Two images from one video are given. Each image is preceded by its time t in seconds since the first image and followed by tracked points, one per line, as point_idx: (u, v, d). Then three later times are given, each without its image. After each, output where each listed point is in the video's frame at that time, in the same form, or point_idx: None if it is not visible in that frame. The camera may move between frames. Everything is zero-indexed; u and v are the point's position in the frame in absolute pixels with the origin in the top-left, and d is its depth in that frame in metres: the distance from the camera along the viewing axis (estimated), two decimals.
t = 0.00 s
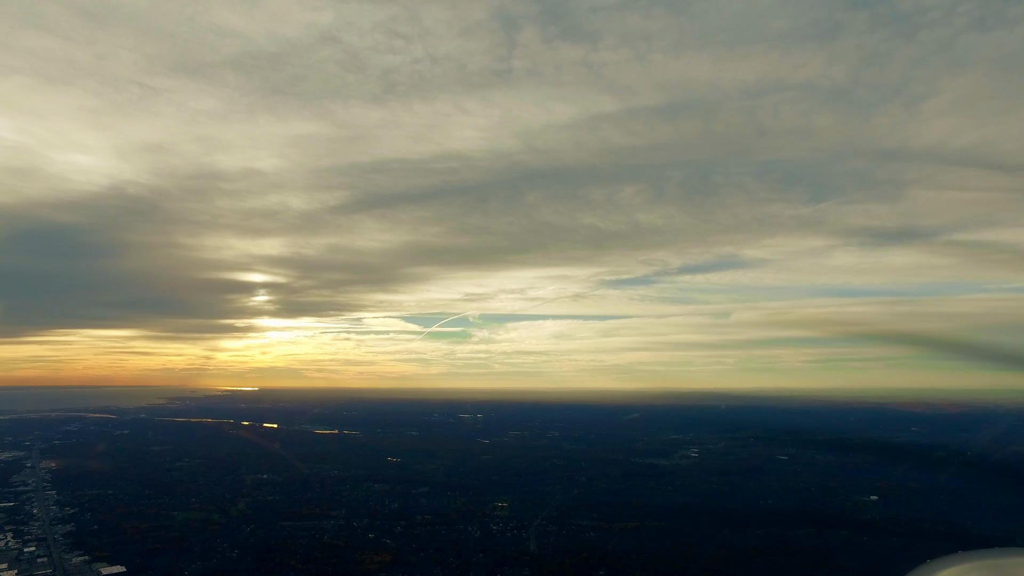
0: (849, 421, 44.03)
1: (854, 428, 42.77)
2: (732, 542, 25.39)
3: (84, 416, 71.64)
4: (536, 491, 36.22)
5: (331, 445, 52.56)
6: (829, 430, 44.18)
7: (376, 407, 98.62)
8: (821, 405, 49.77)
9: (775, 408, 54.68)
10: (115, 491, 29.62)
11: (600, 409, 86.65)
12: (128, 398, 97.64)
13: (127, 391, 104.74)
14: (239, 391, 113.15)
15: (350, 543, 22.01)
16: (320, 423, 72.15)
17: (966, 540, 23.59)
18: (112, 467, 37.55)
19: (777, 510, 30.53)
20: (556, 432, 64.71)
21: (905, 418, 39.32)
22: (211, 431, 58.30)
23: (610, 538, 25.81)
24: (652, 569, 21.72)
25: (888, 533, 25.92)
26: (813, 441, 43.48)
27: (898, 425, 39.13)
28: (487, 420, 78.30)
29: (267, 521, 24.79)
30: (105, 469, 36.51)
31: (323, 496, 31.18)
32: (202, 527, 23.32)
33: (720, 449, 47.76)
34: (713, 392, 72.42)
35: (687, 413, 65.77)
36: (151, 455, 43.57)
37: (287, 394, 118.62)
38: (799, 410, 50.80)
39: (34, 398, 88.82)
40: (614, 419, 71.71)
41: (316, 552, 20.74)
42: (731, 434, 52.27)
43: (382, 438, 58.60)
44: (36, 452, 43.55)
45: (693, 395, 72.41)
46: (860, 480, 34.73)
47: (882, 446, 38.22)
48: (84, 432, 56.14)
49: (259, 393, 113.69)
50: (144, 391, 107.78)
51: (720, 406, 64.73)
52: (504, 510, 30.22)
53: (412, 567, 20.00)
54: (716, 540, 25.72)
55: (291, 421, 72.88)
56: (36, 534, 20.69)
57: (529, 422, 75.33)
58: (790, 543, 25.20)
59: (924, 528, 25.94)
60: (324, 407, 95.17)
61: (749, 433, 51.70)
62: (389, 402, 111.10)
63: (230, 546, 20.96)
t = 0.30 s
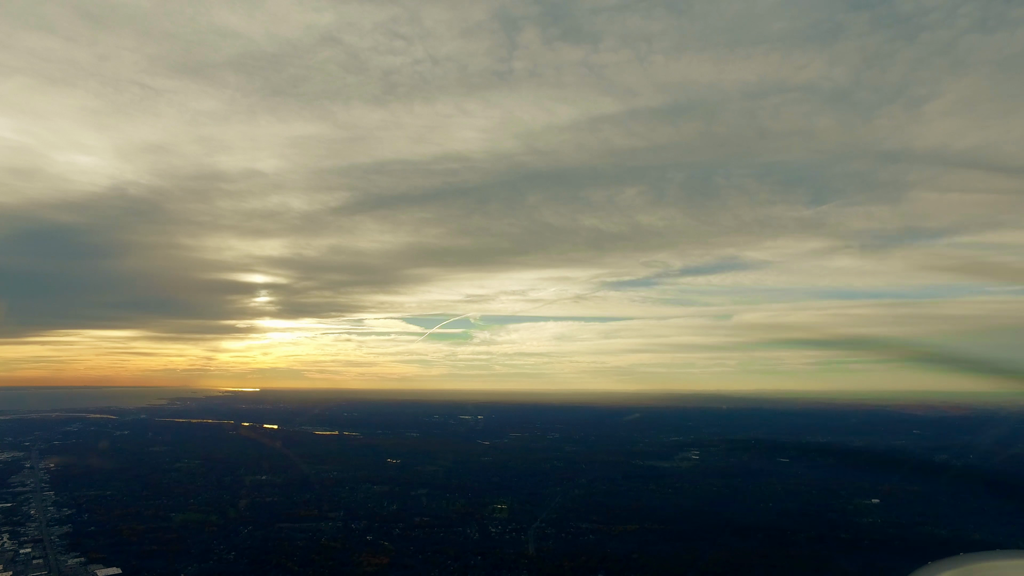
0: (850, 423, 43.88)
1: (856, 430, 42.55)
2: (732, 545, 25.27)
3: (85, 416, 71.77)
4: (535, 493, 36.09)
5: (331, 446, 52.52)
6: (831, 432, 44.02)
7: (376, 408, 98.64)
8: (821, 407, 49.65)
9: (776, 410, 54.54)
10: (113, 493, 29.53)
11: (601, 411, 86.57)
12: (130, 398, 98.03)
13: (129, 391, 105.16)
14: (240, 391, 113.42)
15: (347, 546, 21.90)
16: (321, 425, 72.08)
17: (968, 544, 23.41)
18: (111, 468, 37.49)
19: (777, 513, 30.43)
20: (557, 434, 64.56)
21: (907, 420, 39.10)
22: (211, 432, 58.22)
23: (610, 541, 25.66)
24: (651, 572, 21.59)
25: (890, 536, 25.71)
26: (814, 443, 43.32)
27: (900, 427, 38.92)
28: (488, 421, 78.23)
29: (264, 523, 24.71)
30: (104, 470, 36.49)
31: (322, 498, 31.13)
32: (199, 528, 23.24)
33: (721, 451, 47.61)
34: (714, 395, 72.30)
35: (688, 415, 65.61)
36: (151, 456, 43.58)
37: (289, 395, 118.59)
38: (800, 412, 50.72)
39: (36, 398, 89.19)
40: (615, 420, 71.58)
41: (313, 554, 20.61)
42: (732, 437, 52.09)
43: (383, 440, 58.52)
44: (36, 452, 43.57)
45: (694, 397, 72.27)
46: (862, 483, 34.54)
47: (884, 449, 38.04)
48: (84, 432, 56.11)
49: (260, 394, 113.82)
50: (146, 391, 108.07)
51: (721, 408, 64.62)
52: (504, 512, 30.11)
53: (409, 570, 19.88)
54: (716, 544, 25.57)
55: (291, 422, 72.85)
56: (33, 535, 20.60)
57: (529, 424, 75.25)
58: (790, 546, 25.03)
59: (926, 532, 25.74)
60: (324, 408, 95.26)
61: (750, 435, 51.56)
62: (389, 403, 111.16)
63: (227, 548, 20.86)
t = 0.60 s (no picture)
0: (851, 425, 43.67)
1: (857, 432, 42.35)
2: (732, 548, 25.10)
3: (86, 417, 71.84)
4: (535, 495, 35.96)
5: (330, 447, 52.41)
6: (833, 434, 43.79)
7: (377, 409, 98.66)
8: (822, 408, 49.43)
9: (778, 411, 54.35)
10: (112, 493, 29.48)
11: (601, 412, 86.43)
12: (132, 398, 98.24)
13: (131, 391, 105.39)
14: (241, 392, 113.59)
15: (345, 547, 21.79)
16: (321, 425, 71.96)
17: (971, 548, 23.23)
18: (109, 468, 37.42)
19: (779, 516, 30.22)
20: (558, 435, 64.41)
21: (908, 422, 38.93)
22: (211, 432, 58.14)
23: (609, 543, 25.53)
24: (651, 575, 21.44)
25: (891, 540, 25.55)
26: (816, 446, 43.12)
27: (902, 429, 38.73)
28: (488, 422, 78.10)
29: (262, 524, 24.62)
30: (102, 470, 36.41)
31: (320, 499, 31.03)
32: (196, 530, 23.15)
33: (722, 453, 47.44)
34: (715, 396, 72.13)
35: (689, 416, 65.43)
36: (150, 456, 43.53)
37: (290, 396, 118.45)
38: (801, 413, 50.52)
39: (38, 398, 89.41)
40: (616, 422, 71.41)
41: (311, 556, 20.51)
42: (733, 438, 51.90)
43: (382, 441, 58.39)
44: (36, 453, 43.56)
45: (696, 399, 72.09)
46: (863, 485, 34.35)
47: (886, 451, 37.85)
48: (84, 433, 56.07)
49: (261, 395, 113.87)
50: (147, 391, 108.26)
51: (721, 409, 64.44)
52: (503, 514, 30.01)
53: (407, 572, 19.78)
54: (717, 547, 25.41)
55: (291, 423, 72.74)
56: (30, 536, 20.55)
57: (530, 425, 75.10)
58: (791, 549, 24.87)
59: (927, 535, 25.57)
60: (326, 408, 95.25)
61: (751, 437, 51.38)
62: (390, 404, 111.16)
63: (224, 549, 20.78)
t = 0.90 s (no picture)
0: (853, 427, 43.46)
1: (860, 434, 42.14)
2: (733, 551, 24.91)
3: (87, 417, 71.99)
4: (535, 496, 35.85)
5: (331, 448, 52.37)
6: (835, 436, 43.61)
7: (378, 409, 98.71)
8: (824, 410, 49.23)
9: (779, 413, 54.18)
10: (110, 494, 29.45)
11: (602, 414, 86.29)
12: (134, 398, 98.53)
13: (132, 391, 105.69)
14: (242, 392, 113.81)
15: (343, 549, 21.69)
16: (321, 426, 71.96)
17: (973, 551, 23.04)
18: (109, 469, 37.41)
19: (780, 519, 30.05)
20: (559, 436, 64.30)
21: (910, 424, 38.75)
22: (211, 433, 58.09)
23: (609, 546, 25.40)
24: None
25: (893, 542, 25.41)
26: (816, 448, 42.95)
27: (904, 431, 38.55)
28: (489, 424, 78.01)
29: (260, 525, 24.52)
30: (102, 471, 36.39)
31: (319, 500, 30.94)
32: (194, 531, 23.06)
33: (723, 455, 47.29)
34: (716, 398, 71.99)
35: (691, 418, 65.26)
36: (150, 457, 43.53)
37: (290, 396, 118.45)
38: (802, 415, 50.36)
39: (41, 398, 89.72)
40: (617, 423, 71.27)
41: (308, 558, 20.40)
42: (734, 440, 51.72)
43: (383, 442, 58.30)
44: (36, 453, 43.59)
45: (697, 400, 71.94)
46: (865, 488, 34.19)
47: (888, 454, 37.67)
48: (85, 433, 56.12)
49: (263, 395, 114.03)
50: (149, 392, 108.49)
51: (723, 411, 64.26)
52: (502, 516, 29.91)
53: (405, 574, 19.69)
54: (717, 549, 25.26)
55: (292, 424, 72.69)
56: (27, 537, 20.50)
57: (531, 426, 75.02)
58: (791, 552, 24.72)
59: (929, 538, 25.41)
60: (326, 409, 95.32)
61: (752, 438, 51.25)
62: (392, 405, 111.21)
63: (221, 551, 20.69)
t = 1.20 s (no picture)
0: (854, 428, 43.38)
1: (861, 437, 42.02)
2: (733, 554, 24.75)
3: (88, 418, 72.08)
4: (535, 498, 35.75)
5: (331, 449, 52.33)
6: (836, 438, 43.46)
7: (379, 411, 98.75)
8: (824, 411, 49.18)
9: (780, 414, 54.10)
10: (109, 495, 29.41)
11: (604, 415, 86.24)
12: (134, 399, 98.60)
13: (133, 391, 105.88)
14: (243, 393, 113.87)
15: (341, 551, 21.62)
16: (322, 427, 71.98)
17: (975, 555, 22.86)
18: (109, 470, 37.40)
19: (780, 521, 29.90)
20: (559, 438, 64.17)
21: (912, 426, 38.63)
22: (211, 434, 58.10)
23: (608, 548, 25.27)
24: None
25: (895, 546, 25.21)
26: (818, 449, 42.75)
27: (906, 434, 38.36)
28: (490, 425, 77.86)
29: (258, 527, 24.46)
30: (101, 472, 36.37)
31: (318, 502, 30.86)
32: (191, 533, 22.97)
33: (724, 457, 47.16)
34: (717, 400, 71.92)
35: (691, 419, 65.16)
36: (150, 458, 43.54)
37: (290, 397, 118.69)
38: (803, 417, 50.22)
39: (41, 399, 89.94)
40: (618, 425, 71.20)
41: (306, 560, 20.31)
42: (735, 442, 51.62)
43: (383, 443, 58.26)
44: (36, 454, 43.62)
45: (697, 402, 71.86)
46: (866, 490, 34.06)
47: (890, 456, 37.55)
48: (85, 434, 56.13)
49: (264, 396, 114.14)
50: (149, 392, 108.59)
51: (724, 413, 64.17)
52: (501, 518, 29.81)
53: None
54: (717, 552, 25.12)
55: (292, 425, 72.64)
56: (24, 539, 20.44)
57: (531, 427, 74.97)
58: (792, 555, 24.58)
59: (930, 541, 25.26)
60: (327, 410, 95.49)
61: (754, 440, 51.07)
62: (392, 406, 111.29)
63: (219, 553, 20.62)
